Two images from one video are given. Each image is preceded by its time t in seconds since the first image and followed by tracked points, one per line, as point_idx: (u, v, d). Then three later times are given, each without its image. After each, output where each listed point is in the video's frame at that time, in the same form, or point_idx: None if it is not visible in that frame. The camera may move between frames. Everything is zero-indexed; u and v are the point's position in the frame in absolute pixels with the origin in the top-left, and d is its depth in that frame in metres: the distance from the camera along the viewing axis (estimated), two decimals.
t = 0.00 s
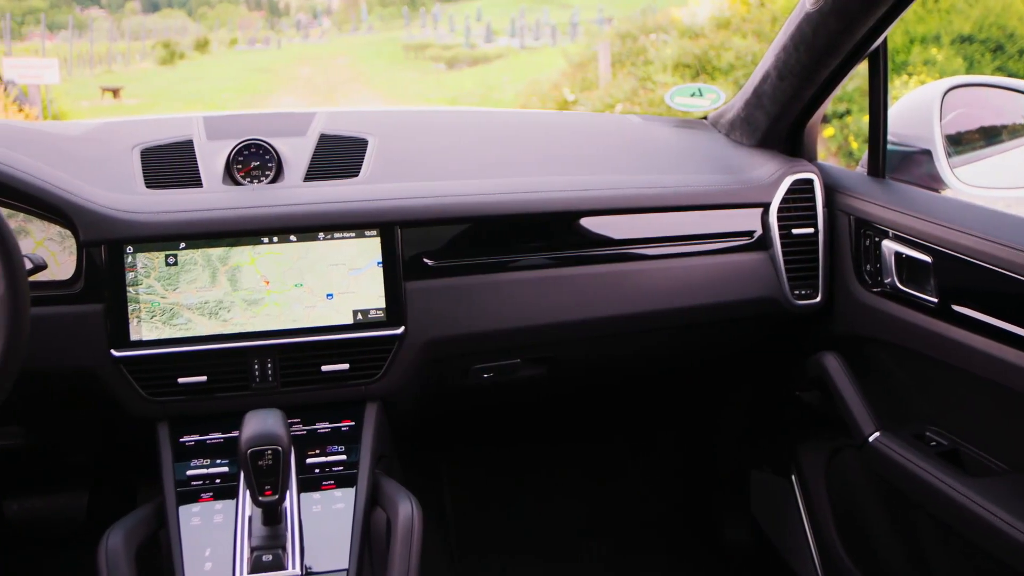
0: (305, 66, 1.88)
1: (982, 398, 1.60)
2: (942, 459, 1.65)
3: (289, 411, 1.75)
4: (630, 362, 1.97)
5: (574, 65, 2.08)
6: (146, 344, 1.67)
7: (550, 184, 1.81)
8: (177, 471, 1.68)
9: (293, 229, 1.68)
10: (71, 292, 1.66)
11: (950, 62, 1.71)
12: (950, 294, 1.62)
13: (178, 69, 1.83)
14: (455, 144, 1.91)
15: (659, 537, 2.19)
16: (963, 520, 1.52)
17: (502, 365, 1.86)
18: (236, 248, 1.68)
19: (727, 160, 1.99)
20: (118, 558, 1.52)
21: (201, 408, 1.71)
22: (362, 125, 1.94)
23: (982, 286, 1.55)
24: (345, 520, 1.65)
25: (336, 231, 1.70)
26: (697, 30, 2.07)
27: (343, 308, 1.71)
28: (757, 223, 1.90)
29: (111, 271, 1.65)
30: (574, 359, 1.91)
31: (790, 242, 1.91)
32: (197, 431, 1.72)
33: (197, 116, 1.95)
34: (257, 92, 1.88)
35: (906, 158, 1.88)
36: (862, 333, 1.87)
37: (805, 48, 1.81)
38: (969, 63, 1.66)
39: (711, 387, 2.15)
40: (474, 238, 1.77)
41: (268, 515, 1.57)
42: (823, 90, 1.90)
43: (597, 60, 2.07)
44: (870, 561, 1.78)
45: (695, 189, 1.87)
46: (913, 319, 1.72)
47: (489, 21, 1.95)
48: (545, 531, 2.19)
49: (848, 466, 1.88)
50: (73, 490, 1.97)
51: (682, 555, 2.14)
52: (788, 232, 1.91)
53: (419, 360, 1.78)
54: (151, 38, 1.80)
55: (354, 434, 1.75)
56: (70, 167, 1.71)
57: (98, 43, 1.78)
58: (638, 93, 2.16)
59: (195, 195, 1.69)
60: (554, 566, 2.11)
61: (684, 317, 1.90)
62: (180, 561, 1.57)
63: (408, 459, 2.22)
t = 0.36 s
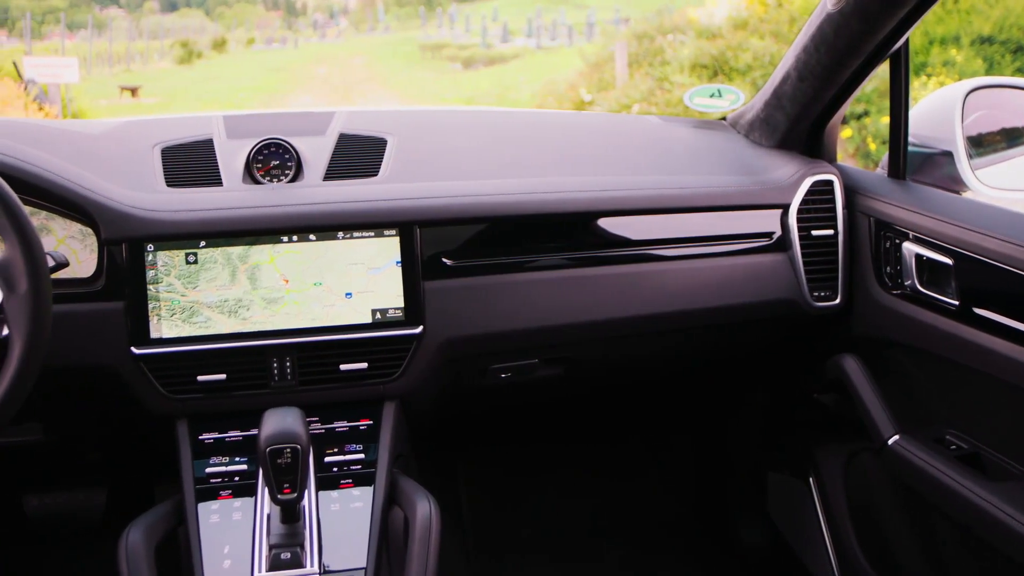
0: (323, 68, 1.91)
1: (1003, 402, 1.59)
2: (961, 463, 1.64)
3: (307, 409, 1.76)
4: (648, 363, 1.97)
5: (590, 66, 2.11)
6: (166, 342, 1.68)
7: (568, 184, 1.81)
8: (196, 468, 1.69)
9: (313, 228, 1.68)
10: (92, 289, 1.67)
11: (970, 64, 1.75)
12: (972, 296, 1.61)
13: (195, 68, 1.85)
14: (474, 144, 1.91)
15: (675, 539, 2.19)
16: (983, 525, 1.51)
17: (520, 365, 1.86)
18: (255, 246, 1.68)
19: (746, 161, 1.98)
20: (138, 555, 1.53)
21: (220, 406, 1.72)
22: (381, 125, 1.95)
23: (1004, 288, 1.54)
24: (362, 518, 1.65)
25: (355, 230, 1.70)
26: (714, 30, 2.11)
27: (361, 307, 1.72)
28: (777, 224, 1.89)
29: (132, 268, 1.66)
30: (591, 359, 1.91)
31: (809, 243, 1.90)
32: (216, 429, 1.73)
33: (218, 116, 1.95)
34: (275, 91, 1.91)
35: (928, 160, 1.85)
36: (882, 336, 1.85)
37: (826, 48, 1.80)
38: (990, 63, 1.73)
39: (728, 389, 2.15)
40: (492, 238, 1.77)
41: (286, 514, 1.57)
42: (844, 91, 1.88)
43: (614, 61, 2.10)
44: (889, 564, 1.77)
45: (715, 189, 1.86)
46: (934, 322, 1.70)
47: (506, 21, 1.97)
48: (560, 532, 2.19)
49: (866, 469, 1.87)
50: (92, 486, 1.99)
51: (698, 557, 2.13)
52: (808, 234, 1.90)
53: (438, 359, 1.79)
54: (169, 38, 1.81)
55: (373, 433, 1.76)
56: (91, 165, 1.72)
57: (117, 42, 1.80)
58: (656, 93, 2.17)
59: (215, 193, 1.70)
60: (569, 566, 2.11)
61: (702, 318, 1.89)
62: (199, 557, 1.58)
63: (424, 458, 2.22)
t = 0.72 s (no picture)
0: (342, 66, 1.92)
1: None
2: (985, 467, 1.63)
3: (328, 407, 1.76)
4: (669, 364, 1.96)
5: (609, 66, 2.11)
6: (189, 339, 1.68)
7: (590, 184, 1.81)
8: (218, 465, 1.70)
9: (335, 226, 1.69)
10: (115, 287, 1.68)
11: (993, 64, 1.70)
12: (997, 299, 1.59)
13: (216, 67, 1.88)
14: (495, 143, 1.91)
15: (695, 540, 2.18)
16: (1007, 530, 1.50)
17: (541, 365, 1.86)
18: (278, 245, 1.69)
19: (768, 162, 1.97)
20: (160, 551, 1.53)
21: (242, 404, 1.73)
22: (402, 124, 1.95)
23: None
24: (383, 516, 1.65)
25: (377, 229, 1.71)
26: (735, 31, 2.06)
27: (383, 306, 1.72)
28: (799, 225, 1.88)
29: (156, 266, 1.67)
30: (612, 360, 1.91)
31: (832, 245, 1.89)
32: (238, 427, 1.73)
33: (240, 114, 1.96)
34: (295, 91, 1.89)
35: (950, 162, 1.82)
36: (904, 338, 1.84)
37: (850, 49, 1.79)
38: (1013, 64, 1.66)
39: (748, 390, 2.14)
40: (514, 238, 1.77)
41: (307, 511, 1.58)
42: (867, 92, 1.88)
43: (633, 61, 2.11)
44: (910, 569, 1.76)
45: (737, 190, 1.85)
46: (958, 325, 1.69)
47: (525, 22, 1.96)
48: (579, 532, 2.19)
49: (888, 472, 1.86)
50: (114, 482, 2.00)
51: (717, 559, 2.13)
52: (830, 235, 1.89)
53: (459, 359, 1.79)
54: (190, 37, 1.83)
55: (393, 432, 1.76)
56: (116, 163, 1.73)
57: (138, 41, 1.79)
58: (674, 93, 2.15)
59: (238, 192, 1.70)
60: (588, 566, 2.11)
61: (724, 319, 1.89)
62: (221, 555, 1.59)
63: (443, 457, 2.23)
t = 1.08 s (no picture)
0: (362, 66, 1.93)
1: None
2: (1010, 472, 1.61)
3: (350, 406, 1.77)
4: (690, 366, 1.96)
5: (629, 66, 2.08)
6: (211, 337, 1.69)
7: (611, 185, 1.81)
8: (240, 462, 1.70)
9: (357, 225, 1.69)
10: (140, 284, 1.69)
11: (1016, 66, 1.69)
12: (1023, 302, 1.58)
13: (236, 66, 1.87)
14: (517, 143, 1.91)
15: (714, 542, 2.17)
16: None
17: (563, 365, 1.86)
18: (301, 243, 1.69)
19: (791, 163, 1.97)
20: (183, 547, 1.54)
21: (264, 402, 1.73)
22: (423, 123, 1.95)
23: None
24: (404, 516, 1.65)
25: (399, 228, 1.71)
26: (755, 31, 2.07)
27: (404, 305, 1.72)
28: (821, 227, 1.88)
29: (179, 264, 1.68)
30: (633, 361, 1.90)
31: (855, 246, 1.88)
32: (260, 424, 1.74)
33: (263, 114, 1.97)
34: (313, 90, 1.90)
35: (976, 164, 1.80)
36: (927, 341, 1.83)
37: (874, 50, 1.78)
38: None
39: (768, 392, 2.13)
40: (535, 238, 1.77)
41: (328, 509, 1.58)
42: (891, 94, 1.87)
43: (652, 62, 2.09)
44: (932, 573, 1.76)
45: (759, 192, 1.85)
46: (984, 328, 1.67)
47: (544, 22, 1.94)
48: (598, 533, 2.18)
49: (910, 476, 1.84)
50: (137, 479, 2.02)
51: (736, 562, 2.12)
52: (853, 237, 1.88)
53: (480, 358, 1.79)
54: (210, 36, 1.84)
55: (415, 431, 1.76)
56: (140, 162, 1.74)
57: (159, 40, 1.82)
58: (694, 94, 2.16)
59: (262, 191, 1.71)
60: (607, 567, 2.10)
61: (746, 321, 1.88)
62: (242, 551, 1.59)
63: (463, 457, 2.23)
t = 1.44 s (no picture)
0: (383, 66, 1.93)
1: None
2: None
3: (373, 405, 1.77)
4: (712, 368, 1.95)
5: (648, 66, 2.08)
6: (235, 335, 1.70)
7: (634, 186, 1.80)
8: (263, 460, 1.71)
9: (380, 225, 1.69)
10: (165, 282, 1.70)
11: None
12: None
13: (257, 65, 1.89)
14: (540, 143, 1.91)
15: (735, 545, 2.17)
16: None
17: (585, 366, 1.85)
18: (324, 242, 1.70)
19: (815, 164, 1.96)
20: (207, 544, 1.55)
21: (287, 400, 1.74)
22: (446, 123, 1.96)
23: None
24: (426, 514, 1.66)
25: (423, 228, 1.71)
26: (776, 32, 2.06)
27: (427, 304, 1.73)
28: (845, 229, 1.87)
29: (203, 262, 1.69)
30: (655, 362, 1.90)
31: (879, 249, 1.87)
32: (282, 422, 1.75)
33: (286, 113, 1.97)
34: (333, 90, 1.93)
35: (1002, 166, 1.78)
36: (951, 344, 1.80)
37: (901, 52, 1.77)
38: None
39: (790, 394, 2.12)
40: (557, 238, 1.77)
41: (350, 507, 1.59)
42: (917, 96, 1.85)
43: (674, 62, 2.08)
44: None
45: (782, 193, 1.84)
46: (1011, 332, 1.65)
47: (564, 22, 1.94)
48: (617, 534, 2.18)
49: (934, 481, 1.83)
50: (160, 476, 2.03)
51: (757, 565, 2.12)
52: (878, 240, 1.87)
53: (502, 358, 1.79)
54: (232, 36, 1.86)
55: (437, 430, 1.76)
56: (165, 160, 1.75)
57: (182, 39, 1.84)
58: (714, 95, 2.15)
59: (286, 190, 1.72)
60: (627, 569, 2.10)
61: (769, 323, 1.87)
62: (265, 549, 1.60)
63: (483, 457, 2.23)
